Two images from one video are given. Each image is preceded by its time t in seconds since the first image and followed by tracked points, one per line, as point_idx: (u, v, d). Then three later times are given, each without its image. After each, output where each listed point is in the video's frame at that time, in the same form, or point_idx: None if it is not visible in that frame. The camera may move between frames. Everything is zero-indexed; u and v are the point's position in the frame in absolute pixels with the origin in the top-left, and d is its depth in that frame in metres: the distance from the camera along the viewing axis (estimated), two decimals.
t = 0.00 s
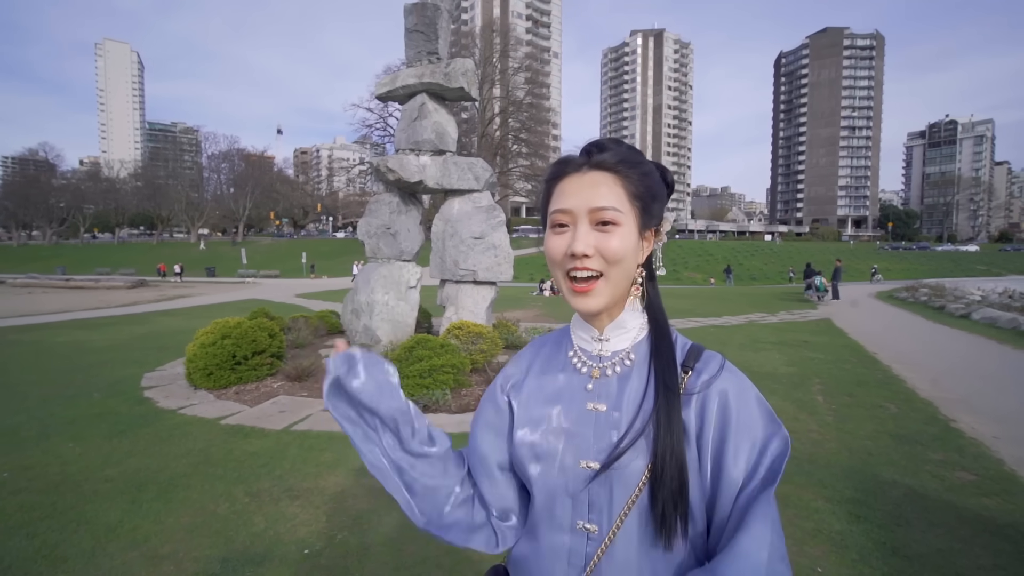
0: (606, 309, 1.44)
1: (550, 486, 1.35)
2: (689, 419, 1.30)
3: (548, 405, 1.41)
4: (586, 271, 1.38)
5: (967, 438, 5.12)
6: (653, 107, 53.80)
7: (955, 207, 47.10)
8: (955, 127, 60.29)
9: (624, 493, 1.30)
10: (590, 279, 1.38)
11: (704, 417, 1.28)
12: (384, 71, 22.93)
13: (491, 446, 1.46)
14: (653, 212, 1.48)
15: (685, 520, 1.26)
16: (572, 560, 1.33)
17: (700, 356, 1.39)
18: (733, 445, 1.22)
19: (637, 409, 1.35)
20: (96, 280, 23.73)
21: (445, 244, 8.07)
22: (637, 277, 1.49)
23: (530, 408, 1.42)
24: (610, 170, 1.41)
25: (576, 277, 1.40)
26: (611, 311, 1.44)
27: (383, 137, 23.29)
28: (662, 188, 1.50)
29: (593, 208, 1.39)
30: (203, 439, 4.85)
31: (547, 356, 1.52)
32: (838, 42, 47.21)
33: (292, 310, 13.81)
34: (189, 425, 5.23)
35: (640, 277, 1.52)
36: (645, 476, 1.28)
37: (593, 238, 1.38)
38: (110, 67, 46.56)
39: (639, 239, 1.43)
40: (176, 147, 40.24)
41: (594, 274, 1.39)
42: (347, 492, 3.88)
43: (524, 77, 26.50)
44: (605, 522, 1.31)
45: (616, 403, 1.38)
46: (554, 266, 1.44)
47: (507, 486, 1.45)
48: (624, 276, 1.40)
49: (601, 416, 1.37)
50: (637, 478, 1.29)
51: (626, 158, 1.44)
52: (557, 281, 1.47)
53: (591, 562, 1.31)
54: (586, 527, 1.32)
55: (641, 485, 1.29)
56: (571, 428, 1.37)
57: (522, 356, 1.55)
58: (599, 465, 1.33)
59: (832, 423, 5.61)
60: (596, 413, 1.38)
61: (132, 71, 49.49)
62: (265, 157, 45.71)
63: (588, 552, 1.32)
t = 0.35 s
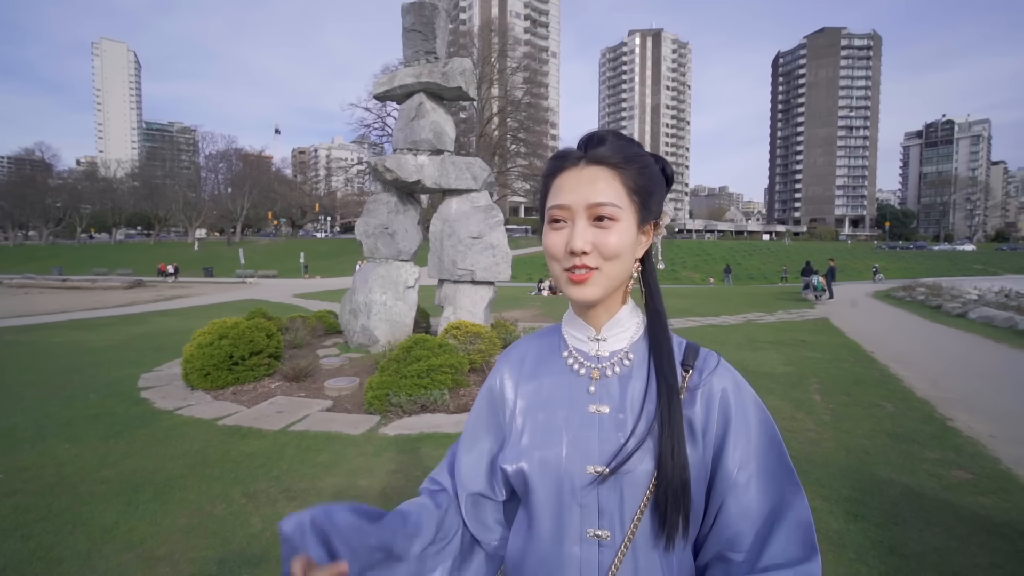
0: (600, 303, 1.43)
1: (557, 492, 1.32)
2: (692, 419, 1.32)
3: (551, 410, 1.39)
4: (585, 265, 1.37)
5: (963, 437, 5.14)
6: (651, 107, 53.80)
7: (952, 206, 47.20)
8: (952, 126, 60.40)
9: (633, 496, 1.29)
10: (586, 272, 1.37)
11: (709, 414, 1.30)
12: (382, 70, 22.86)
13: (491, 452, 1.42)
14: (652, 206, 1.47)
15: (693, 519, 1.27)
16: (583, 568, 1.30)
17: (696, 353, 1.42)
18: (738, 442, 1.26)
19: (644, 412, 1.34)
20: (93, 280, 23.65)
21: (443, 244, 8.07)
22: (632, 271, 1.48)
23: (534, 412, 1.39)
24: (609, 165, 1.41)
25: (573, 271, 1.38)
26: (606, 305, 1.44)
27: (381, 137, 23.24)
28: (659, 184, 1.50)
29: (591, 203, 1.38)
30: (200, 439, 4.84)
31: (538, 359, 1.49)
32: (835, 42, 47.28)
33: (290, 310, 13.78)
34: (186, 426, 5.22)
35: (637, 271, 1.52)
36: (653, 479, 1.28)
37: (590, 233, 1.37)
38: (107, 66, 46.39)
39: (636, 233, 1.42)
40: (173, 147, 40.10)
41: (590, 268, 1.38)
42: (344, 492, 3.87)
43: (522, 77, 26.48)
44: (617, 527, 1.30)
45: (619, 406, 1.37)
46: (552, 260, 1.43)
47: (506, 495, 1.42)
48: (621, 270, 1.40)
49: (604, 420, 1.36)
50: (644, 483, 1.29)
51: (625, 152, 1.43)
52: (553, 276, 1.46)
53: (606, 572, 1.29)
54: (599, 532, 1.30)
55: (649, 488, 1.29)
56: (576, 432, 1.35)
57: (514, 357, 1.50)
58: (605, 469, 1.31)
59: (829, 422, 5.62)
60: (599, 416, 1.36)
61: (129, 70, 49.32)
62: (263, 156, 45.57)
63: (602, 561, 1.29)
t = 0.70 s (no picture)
0: (599, 297, 1.43)
1: (563, 493, 1.32)
2: (691, 417, 1.36)
3: (556, 409, 1.37)
4: (586, 256, 1.37)
5: (954, 436, 5.17)
6: (647, 108, 53.90)
7: (945, 206, 47.56)
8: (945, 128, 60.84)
9: (640, 492, 1.31)
10: (589, 261, 1.37)
11: (702, 414, 1.35)
12: (377, 70, 22.84)
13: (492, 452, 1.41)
14: (652, 210, 1.51)
15: (696, 517, 1.30)
16: (591, 567, 1.30)
17: (690, 355, 1.46)
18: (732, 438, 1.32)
19: (648, 412, 1.36)
20: (87, 280, 23.54)
21: (439, 244, 8.07)
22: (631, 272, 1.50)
23: (538, 411, 1.37)
24: (614, 164, 1.44)
25: (575, 262, 1.38)
26: (605, 301, 1.44)
27: (376, 137, 23.22)
28: (660, 189, 1.53)
29: (595, 196, 1.40)
30: (193, 440, 4.82)
31: (535, 356, 1.46)
32: (830, 43, 47.55)
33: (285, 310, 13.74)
34: (179, 427, 5.20)
35: (636, 272, 1.53)
36: (660, 473, 1.31)
37: (594, 223, 1.38)
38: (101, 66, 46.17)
39: (638, 231, 1.44)
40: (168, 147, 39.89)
41: (593, 259, 1.37)
42: (338, 493, 3.86)
43: (518, 77, 26.52)
44: (625, 525, 1.31)
45: (622, 405, 1.37)
46: (554, 250, 1.42)
47: (507, 495, 1.40)
48: (621, 265, 1.40)
49: (606, 420, 1.35)
50: (651, 477, 1.31)
51: (630, 152, 1.47)
52: (554, 269, 1.45)
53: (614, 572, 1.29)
54: (606, 529, 1.30)
55: (656, 484, 1.31)
56: (581, 430, 1.34)
57: (509, 355, 1.47)
58: (613, 467, 1.32)
59: (822, 421, 5.66)
60: (602, 415, 1.36)
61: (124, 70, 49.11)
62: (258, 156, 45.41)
63: (611, 558, 1.30)
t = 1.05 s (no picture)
0: (613, 300, 1.45)
1: (577, 484, 1.32)
2: (700, 408, 1.39)
3: (570, 401, 1.38)
4: (602, 261, 1.39)
5: (954, 435, 5.19)
6: (647, 107, 53.98)
7: (946, 206, 47.48)
8: (945, 127, 60.76)
9: (652, 482, 1.32)
10: (605, 266, 1.39)
11: (710, 406, 1.38)
12: (378, 70, 22.85)
13: (505, 446, 1.42)
14: (659, 211, 1.53)
15: (706, 508, 1.32)
16: (605, 558, 1.30)
17: (698, 351, 1.48)
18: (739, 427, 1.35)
19: (660, 406, 1.37)
20: (88, 280, 23.61)
21: (439, 244, 8.08)
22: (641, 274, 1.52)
23: (550, 404, 1.38)
24: (621, 168, 1.45)
25: (590, 266, 1.40)
26: (618, 301, 1.46)
27: (377, 137, 23.25)
28: (667, 191, 1.55)
29: (607, 202, 1.41)
30: (195, 439, 4.85)
31: (547, 352, 1.47)
32: (830, 43, 47.53)
33: (286, 310, 13.78)
34: (181, 425, 5.23)
35: (645, 272, 1.56)
36: (671, 462, 1.32)
37: (607, 229, 1.40)
38: (101, 65, 46.17)
39: (647, 234, 1.46)
40: (169, 147, 39.94)
41: (608, 262, 1.39)
42: (340, 492, 3.88)
43: (518, 77, 26.51)
44: (638, 514, 1.32)
45: (633, 399, 1.39)
46: (568, 255, 1.44)
47: (519, 486, 1.42)
48: (634, 267, 1.42)
49: (619, 413, 1.37)
50: (661, 468, 1.33)
51: (638, 156, 1.47)
52: (568, 272, 1.47)
53: (626, 563, 1.30)
54: (618, 519, 1.31)
55: (666, 474, 1.33)
56: (594, 423, 1.36)
57: (518, 353, 1.48)
58: (625, 460, 1.33)
59: (822, 421, 5.67)
60: (614, 409, 1.37)
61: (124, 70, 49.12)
62: (259, 156, 45.40)
63: (625, 547, 1.31)
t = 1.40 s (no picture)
0: (611, 304, 1.44)
1: (572, 482, 1.30)
2: (697, 406, 1.37)
3: (567, 402, 1.37)
4: (600, 266, 1.38)
5: (947, 434, 5.21)
6: (643, 107, 54.04)
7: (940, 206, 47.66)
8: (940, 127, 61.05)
9: (647, 478, 1.30)
10: (605, 272, 1.38)
11: (708, 406, 1.37)
12: (374, 69, 22.78)
13: (500, 445, 1.41)
14: (656, 214, 1.52)
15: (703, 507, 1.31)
16: (600, 556, 1.29)
17: (693, 351, 1.47)
18: (737, 428, 1.34)
19: (656, 402, 1.36)
20: (82, 280, 23.46)
21: (435, 244, 8.05)
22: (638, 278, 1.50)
23: (548, 403, 1.37)
24: (618, 174, 1.44)
25: (589, 271, 1.39)
26: (617, 304, 1.45)
27: (373, 137, 23.19)
28: (663, 195, 1.54)
29: (606, 207, 1.40)
30: (189, 440, 4.82)
31: (543, 352, 1.46)
32: (826, 43, 47.70)
33: (282, 310, 13.73)
34: (175, 426, 5.19)
35: (644, 276, 1.54)
36: (667, 459, 1.31)
37: (607, 235, 1.38)
38: (95, 64, 45.93)
39: (646, 239, 1.45)
40: (163, 146, 39.72)
41: (607, 268, 1.39)
42: (334, 493, 3.86)
43: (515, 76, 26.47)
44: (633, 509, 1.30)
45: (628, 397, 1.37)
46: (566, 260, 1.43)
47: (514, 483, 1.40)
48: (633, 272, 1.41)
49: (614, 413, 1.35)
50: (657, 465, 1.31)
51: (635, 159, 1.46)
52: (566, 275, 1.46)
53: (622, 561, 1.28)
54: (614, 517, 1.29)
55: (662, 471, 1.31)
56: (590, 422, 1.34)
57: (515, 354, 1.47)
58: (621, 458, 1.31)
59: (816, 419, 5.68)
60: (610, 408, 1.36)
61: (119, 68, 48.88)
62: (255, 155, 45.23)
63: (619, 546, 1.29)
